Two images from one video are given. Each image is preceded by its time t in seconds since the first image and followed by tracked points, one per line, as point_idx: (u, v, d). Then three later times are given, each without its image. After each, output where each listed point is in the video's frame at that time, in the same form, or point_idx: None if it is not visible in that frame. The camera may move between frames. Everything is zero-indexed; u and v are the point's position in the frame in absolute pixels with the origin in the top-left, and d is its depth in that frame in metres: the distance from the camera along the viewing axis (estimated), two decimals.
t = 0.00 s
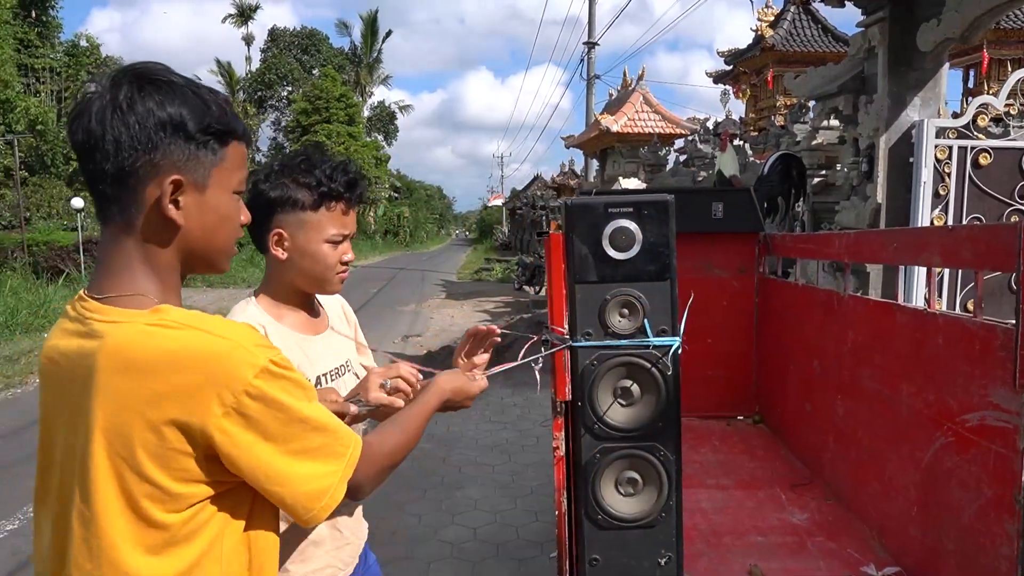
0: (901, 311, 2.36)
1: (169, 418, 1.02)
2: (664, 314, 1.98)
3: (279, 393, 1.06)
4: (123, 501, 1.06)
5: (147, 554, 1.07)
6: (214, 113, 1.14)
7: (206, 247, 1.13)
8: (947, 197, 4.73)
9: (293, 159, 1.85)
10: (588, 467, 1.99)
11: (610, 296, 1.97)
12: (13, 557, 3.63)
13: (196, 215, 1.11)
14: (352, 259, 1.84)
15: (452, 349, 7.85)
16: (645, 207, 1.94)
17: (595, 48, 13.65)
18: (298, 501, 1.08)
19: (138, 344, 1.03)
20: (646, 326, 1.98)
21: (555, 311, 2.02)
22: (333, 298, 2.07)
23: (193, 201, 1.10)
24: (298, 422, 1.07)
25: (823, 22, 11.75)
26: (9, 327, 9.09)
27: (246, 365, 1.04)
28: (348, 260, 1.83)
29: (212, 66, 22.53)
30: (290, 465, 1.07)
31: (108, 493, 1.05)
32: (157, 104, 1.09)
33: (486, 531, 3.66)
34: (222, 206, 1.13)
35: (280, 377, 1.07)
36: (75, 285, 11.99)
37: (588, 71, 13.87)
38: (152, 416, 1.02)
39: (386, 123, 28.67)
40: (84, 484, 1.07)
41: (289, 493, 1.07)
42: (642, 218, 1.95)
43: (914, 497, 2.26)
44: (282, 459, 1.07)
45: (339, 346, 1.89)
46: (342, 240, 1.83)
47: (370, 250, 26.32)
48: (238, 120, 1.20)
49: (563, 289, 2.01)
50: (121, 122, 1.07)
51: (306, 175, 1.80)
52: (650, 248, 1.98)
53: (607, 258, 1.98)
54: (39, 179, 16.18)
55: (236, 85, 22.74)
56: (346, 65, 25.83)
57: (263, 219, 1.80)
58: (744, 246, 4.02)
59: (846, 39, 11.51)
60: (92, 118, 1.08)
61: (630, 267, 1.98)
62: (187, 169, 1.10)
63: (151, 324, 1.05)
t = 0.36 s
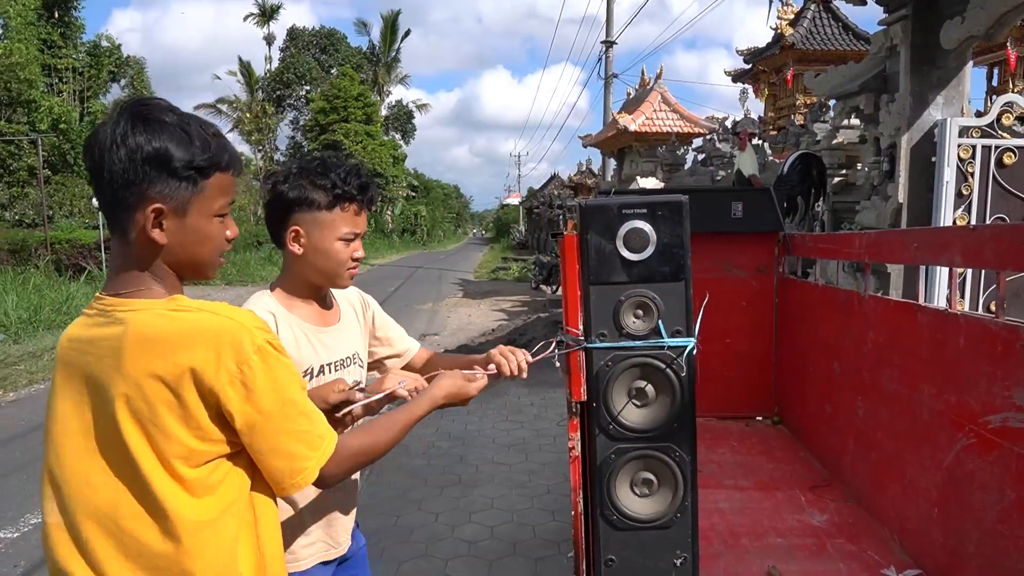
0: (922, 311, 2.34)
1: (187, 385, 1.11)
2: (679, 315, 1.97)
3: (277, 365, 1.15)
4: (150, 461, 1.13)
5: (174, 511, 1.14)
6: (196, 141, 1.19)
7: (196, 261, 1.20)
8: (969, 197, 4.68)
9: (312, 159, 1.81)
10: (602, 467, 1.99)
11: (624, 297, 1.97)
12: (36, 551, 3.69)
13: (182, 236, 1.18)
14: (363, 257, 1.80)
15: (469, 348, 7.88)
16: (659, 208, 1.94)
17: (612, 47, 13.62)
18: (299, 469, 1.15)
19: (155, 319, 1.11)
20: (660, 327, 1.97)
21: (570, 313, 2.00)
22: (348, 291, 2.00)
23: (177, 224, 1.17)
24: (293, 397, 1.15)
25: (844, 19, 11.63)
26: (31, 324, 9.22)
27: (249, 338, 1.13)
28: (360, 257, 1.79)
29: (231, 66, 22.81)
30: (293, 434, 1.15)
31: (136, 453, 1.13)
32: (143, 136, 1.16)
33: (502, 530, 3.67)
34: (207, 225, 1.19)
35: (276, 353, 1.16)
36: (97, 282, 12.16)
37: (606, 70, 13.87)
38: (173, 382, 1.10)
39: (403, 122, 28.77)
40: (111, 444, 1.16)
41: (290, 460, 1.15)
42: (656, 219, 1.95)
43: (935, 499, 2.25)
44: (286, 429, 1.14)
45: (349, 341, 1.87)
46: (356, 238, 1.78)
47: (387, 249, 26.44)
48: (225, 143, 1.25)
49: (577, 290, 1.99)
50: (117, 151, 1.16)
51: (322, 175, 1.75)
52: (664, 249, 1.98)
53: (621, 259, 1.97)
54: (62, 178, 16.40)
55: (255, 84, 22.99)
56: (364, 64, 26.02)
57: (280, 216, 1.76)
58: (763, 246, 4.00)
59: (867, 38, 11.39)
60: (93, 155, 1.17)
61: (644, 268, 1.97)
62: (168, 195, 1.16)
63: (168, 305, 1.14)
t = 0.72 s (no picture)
0: (948, 311, 2.32)
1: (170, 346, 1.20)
2: (707, 313, 1.97)
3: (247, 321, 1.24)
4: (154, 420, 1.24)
5: (180, 462, 1.24)
6: (184, 141, 1.32)
7: (193, 248, 1.32)
8: (991, 197, 4.63)
9: (363, 162, 1.93)
10: (628, 465, 1.99)
11: (652, 294, 1.96)
12: (59, 545, 3.74)
13: (177, 225, 1.31)
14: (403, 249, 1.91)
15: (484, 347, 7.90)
16: (687, 206, 1.94)
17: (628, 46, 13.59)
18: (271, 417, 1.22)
19: (145, 291, 1.24)
20: (687, 325, 1.97)
21: (597, 311, 2.00)
22: (388, 282, 2.07)
23: (168, 213, 1.30)
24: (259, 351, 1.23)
25: (863, 17, 11.53)
26: (52, 321, 9.34)
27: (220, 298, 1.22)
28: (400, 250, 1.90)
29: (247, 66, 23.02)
30: (265, 386, 1.22)
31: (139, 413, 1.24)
32: (138, 144, 1.31)
33: (519, 529, 3.67)
34: (196, 212, 1.31)
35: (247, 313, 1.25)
36: (115, 281, 12.30)
37: (622, 69, 13.84)
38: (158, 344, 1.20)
39: (418, 121, 28.85)
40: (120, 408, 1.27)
41: (261, 410, 1.22)
42: (684, 216, 1.95)
43: (960, 501, 2.23)
44: (258, 384, 1.21)
45: (383, 322, 1.92)
46: (397, 232, 1.90)
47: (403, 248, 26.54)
48: (216, 145, 1.37)
49: (604, 288, 1.99)
50: (124, 154, 1.32)
51: (371, 174, 1.88)
52: (693, 246, 1.97)
53: (649, 256, 1.97)
54: (81, 177, 16.58)
55: (271, 84, 23.19)
56: (379, 64, 26.17)
57: (331, 210, 1.89)
58: (783, 245, 3.98)
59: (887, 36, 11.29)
60: (109, 165, 1.34)
61: (673, 265, 1.97)
62: (159, 189, 1.29)
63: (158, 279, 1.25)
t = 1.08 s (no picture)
0: (972, 313, 2.29)
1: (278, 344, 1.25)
2: (735, 312, 1.84)
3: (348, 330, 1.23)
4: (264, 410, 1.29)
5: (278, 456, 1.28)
6: (355, 152, 1.36)
7: (349, 253, 1.36)
8: (1013, 199, 4.58)
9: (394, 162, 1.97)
10: (653, 464, 1.87)
11: (679, 293, 1.84)
12: (79, 541, 3.78)
13: (340, 230, 1.34)
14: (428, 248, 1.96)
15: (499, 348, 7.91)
16: (716, 204, 1.82)
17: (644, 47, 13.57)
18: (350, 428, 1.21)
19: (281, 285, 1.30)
20: (715, 325, 1.84)
21: (624, 309, 1.84)
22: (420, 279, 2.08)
23: (334, 218, 1.34)
24: (344, 363, 1.21)
25: (881, 18, 11.45)
26: (71, 319, 9.46)
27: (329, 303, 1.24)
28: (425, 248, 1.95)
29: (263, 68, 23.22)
30: (347, 397, 1.20)
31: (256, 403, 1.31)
32: (315, 151, 1.35)
33: (536, 529, 3.68)
34: (359, 220, 1.34)
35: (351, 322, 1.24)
36: (133, 280, 12.41)
37: (637, 70, 13.83)
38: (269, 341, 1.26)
39: (433, 122, 28.95)
40: (249, 395, 1.35)
41: (341, 420, 1.20)
42: (713, 216, 1.83)
43: (985, 505, 2.20)
44: (342, 396, 1.20)
45: (412, 316, 1.92)
46: (422, 230, 1.95)
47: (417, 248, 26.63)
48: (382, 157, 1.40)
49: (632, 286, 1.85)
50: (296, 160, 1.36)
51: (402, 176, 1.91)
52: (721, 246, 1.85)
53: (676, 256, 1.85)
54: (99, 177, 16.75)
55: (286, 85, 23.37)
56: (394, 65, 26.33)
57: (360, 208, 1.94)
58: (802, 247, 3.97)
59: (906, 36, 11.19)
60: (284, 162, 1.39)
61: (700, 265, 1.85)
62: (328, 193, 1.33)
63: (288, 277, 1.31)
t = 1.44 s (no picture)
0: (988, 312, 2.27)
1: (424, 358, 1.38)
2: (745, 311, 1.83)
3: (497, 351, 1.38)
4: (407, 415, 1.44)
5: (421, 456, 1.44)
6: (492, 164, 1.50)
7: (475, 251, 1.51)
8: None
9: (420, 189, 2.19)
10: (664, 464, 1.86)
11: (689, 292, 1.82)
12: (94, 539, 3.82)
13: (473, 231, 1.49)
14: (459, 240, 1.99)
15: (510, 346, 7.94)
16: (726, 203, 1.79)
17: (654, 46, 13.56)
18: (503, 436, 1.38)
19: (415, 302, 1.41)
20: (726, 323, 1.83)
21: (635, 307, 1.81)
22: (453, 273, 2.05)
23: (472, 220, 1.48)
24: (502, 379, 1.37)
25: (894, 14, 11.38)
26: (85, 319, 9.54)
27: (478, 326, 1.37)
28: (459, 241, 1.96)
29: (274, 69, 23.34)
30: (502, 411, 1.37)
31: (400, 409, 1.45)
32: (461, 156, 1.47)
33: (547, 528, 3.68)
34: (490, 225, 1.50)
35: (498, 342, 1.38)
36: (145, 280, 12.50)
37: (647, 69, 13.82)
38: (417, 356, 1.39)
39: (443, 121, 28.99)
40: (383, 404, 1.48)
41: (499, 429, 1.37)
42: (723, 214, 1.80)
43: (1001, 505, 2.18)
44: (495, 408, 1.36)
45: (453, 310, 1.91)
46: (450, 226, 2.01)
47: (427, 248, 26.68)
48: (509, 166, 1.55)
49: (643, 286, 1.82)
50: (437, 161, 1.47)
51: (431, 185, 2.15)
52: (731, 245, 1.83)
53: (686, 254, 1.83)
54: (112, 178, 16.89)
55: (297, 85, 23.49)
56: (404, 65, 26.43)
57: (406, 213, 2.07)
58: (815, 245, 3.94)
59: (919, 33, 11.11)
60: (420, 158, 1.50)
61: (710, 264, 1.83)
62: (469, 201, 1.47)
63: (429, 289, 1.43)
